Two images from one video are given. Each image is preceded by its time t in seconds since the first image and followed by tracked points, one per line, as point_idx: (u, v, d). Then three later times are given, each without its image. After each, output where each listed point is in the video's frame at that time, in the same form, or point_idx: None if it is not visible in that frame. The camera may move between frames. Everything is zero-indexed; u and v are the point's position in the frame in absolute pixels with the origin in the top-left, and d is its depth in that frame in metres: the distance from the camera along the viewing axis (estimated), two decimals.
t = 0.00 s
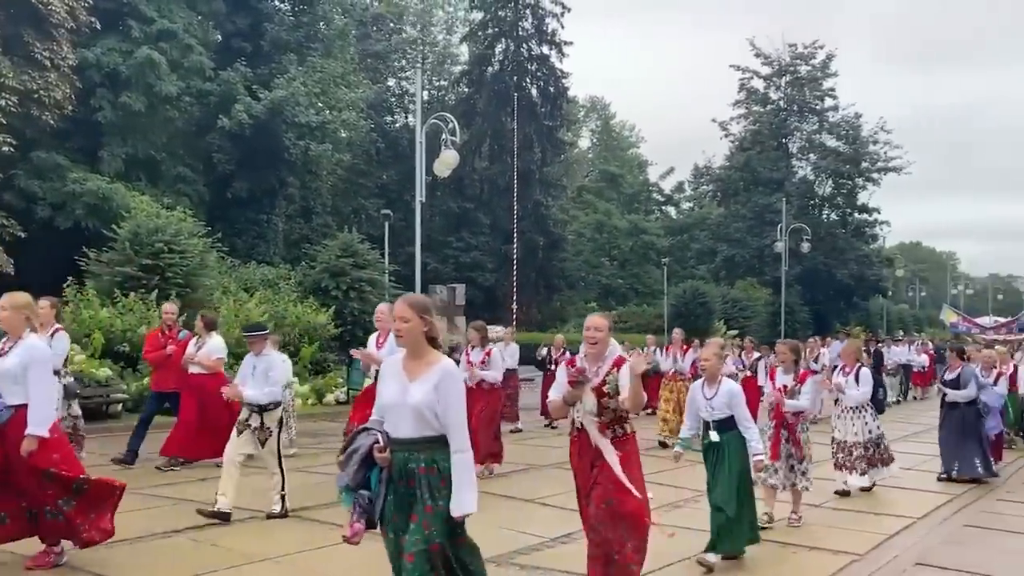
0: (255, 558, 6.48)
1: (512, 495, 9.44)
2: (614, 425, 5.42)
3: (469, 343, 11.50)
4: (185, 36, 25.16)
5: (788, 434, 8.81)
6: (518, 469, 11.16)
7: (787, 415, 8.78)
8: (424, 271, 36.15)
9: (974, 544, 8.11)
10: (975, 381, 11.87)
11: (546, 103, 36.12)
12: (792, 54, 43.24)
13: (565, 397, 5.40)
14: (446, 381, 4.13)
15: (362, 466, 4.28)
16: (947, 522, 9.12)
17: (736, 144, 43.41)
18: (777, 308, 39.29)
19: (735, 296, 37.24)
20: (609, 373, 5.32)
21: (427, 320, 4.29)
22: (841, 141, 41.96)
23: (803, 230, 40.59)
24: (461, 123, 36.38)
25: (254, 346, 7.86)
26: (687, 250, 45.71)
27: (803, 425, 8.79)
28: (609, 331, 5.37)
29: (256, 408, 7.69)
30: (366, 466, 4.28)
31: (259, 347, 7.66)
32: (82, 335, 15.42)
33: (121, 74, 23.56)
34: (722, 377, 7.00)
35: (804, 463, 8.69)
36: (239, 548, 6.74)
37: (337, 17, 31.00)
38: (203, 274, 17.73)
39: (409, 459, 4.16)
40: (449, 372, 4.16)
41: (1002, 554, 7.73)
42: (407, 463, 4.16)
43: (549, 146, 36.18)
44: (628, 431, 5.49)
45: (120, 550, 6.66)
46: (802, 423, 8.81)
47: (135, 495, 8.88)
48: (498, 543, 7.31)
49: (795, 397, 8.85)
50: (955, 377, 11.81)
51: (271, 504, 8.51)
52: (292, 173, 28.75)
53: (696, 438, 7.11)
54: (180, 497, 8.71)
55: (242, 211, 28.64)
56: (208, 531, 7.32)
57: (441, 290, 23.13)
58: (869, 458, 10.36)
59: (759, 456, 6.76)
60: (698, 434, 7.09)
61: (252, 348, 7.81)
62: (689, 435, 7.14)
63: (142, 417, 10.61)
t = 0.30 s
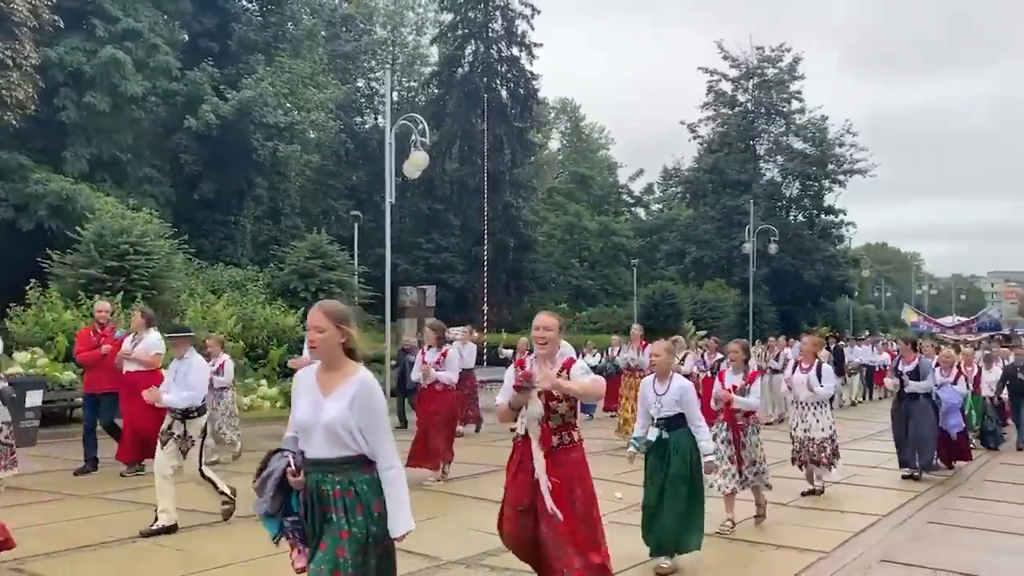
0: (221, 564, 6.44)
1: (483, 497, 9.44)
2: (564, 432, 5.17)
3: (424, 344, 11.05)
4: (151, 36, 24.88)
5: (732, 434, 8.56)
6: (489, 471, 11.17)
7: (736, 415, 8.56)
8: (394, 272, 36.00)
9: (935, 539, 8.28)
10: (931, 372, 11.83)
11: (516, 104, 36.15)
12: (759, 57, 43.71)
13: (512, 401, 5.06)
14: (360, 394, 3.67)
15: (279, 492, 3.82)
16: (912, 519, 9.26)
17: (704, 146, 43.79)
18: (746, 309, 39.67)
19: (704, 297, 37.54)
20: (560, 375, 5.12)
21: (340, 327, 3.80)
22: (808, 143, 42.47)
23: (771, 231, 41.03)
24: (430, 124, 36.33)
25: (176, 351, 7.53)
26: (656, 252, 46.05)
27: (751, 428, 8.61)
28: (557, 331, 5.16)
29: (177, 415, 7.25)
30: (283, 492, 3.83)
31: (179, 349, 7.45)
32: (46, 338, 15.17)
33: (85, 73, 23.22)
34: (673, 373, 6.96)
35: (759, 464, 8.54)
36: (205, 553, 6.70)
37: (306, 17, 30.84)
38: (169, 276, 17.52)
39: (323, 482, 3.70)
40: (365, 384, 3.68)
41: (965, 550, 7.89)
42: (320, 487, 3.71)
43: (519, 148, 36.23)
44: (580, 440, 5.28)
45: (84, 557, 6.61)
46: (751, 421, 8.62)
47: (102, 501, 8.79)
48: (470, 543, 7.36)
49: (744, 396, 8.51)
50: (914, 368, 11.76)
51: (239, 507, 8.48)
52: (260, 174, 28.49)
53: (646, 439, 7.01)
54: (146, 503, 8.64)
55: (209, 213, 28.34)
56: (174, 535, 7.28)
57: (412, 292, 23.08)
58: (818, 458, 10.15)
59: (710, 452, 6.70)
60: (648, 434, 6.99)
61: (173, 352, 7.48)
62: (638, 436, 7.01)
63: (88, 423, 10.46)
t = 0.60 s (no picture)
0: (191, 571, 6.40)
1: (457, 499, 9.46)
2: (501, 438, 5.08)
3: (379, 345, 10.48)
4: (120, 35, 24.57)
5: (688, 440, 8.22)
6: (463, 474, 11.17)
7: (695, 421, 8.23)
8: (367, 274, 35.83)
9: (903, 538, 8.41)
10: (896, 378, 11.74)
11: (490, 106, 36.13)
12: (731, 59, 44.11)
13: (443, 407, 5.00)
14: (259, 386, 3.40)
15: (179, 484, 3.66)
16: (880, 518, 9.40)
17: (676, 148, 44.09)
18: (718, 310, 39.97)
19: (677, 298, 37.76)
20: (498, 381, 5.02)
21: (245, 311, 3.56)
22: (779, 145, 42.91)
23: (743, 232, 41.39)
24: (404, 126, 36.25)
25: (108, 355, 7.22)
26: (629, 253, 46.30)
27: (711, 432, 8.17)
28: (499, 334, 5.15)
29: (104, 417, 7.02)
30: (181, 485, 3.66)
31: (110, 354, 7.18)
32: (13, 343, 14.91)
33: (53, 72, 22.87)
34: (621, 378, 6.61)
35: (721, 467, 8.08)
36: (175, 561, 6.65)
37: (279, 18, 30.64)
38: (138, 279, 17.28)
39: (220, 482, 3.51)
40: (268, 378, 3.42)
41: (932, 548, 8.03)
42: (217, 485, 3.51)
43: (493, 150, 36.24)
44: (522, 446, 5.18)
45: (56, 564, 6.54)
46: (713, 424, 8.21)
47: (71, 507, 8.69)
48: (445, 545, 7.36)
49: (703, 401, 8.22)
50: (878, 374, 11.62)
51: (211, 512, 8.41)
52: (232, 176, 28.24)
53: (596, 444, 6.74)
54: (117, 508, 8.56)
55: (179, 214, 28.00)
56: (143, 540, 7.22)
57: (387, 294, 23.01)
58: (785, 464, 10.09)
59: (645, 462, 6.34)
60: (597, 440, 6.69)
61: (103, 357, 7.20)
62: (588, 443, 6.75)
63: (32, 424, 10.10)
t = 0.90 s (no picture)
0: None
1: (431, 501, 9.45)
2: (439, 441, 4.70)
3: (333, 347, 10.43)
4: (89, 36, 24.27)
5: (649, 444, 8.08)
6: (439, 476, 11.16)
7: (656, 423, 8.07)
8: (341, 276, 35.68)
9: (872, 537, 8.47)
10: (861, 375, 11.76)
11: (464, 108, 36.05)
12: (704, 62, 44.38)
13: (378, 410, 4.59)
14: (148, 403, 3.30)
15: (59, 519, 3.47)
16: (850, 517, 9.48)
17: (650, 150, 44.30)
18: (692, 312, 40.22)
19: (651, 300, 37.89)
20: (433, 380, 4.64)
21: (132, 325, 3.46)
22: (752, 147, 43.11)
23: (716, 235, 41.65)
24: (378, 128, 36.15)
25: (25, 359, 6.91)
26: (604, 255, 46.49)
27: (672, 434, 8.08)
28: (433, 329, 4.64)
29: (22, 427, 6.95)
30: (63, 517, 3.47)
31: (31, 360, 6.91)
32: None
33: (21, 73, 22.53)
34: (565, 375, 6.43)
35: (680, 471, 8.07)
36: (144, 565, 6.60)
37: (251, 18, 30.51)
38: (108, 282, 17.07)
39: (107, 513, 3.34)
40: (155, 398, 3.31)
41: (900, 546, 8.09)
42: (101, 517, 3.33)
43: (468, 152, 36.20)
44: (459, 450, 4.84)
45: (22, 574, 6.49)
46: (672, 426, 8.11)
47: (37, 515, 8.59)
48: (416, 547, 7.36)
49: (663, 402, 8.00)
50: (844, 370, 11.63)
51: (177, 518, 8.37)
52: (204, 178, 28.00)
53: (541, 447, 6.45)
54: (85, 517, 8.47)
55: (150, 216, 27.71)
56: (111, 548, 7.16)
57: (360, 297, 23.08)
58: (749, 466, 9.91)
59: (600, 462, 6.18)
60: (542, 441, 6.41)
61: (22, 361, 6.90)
62: (531, 444, 6.44)
63: None
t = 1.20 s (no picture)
0: None
1: (408, 506, 9.38)
2: (362, 460, 4.13)
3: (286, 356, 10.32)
4: (59, 36, 23.93)
5: (605, 450, 7.76)
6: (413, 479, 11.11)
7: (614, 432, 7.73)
8: (316, 279, 35.48)
9: (844, 538, 8.53)
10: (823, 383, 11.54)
11: (440, 110, 35.97)
12: (679, 66, 44.61)
13: (299, 426, 4.08)
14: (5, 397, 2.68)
15: None
16: (823, 518, 9.53)
17: (626, 153, 44.45)
18: (667, 314, 40.41)
19: (627, 302, 37.98)
20: (360, 392, 4.10)
21: None
22: (726, 150, 43.30)
23: (691, 237, 41.87)
24: (353, 130, 36.01)
25: None
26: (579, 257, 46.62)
27: (633, 443, 7.77)
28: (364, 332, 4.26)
29: None
30: None
31: None
32: None
33: None
34: (517, 386, 5.99)
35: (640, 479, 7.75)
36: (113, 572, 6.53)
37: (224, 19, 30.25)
38: (78, 285, 16.86)
39: None
40: (14, 389, 2.69)
41: (870, 547, 8.15)
42: None
43: (443, 154, 36.12)
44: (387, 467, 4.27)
45: None
46: (632, 436, 7.78)
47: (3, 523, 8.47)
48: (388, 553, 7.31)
49: (619, 413, 7.74)
50: (805, 378, 11.40)
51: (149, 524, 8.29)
52: (176, 179, 27.71)
53: (488, 459, 6.04)
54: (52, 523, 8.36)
55: (121, 219, 27.39)
56: (77, 556, 7.06)
57: (335, 299, 23.01)
58: (708, 468, 9.85)
59: (559, 478, 5.89)
60: (489, 454, 5.99)
61: None
62: (475, 455, 6.01)
63: None
